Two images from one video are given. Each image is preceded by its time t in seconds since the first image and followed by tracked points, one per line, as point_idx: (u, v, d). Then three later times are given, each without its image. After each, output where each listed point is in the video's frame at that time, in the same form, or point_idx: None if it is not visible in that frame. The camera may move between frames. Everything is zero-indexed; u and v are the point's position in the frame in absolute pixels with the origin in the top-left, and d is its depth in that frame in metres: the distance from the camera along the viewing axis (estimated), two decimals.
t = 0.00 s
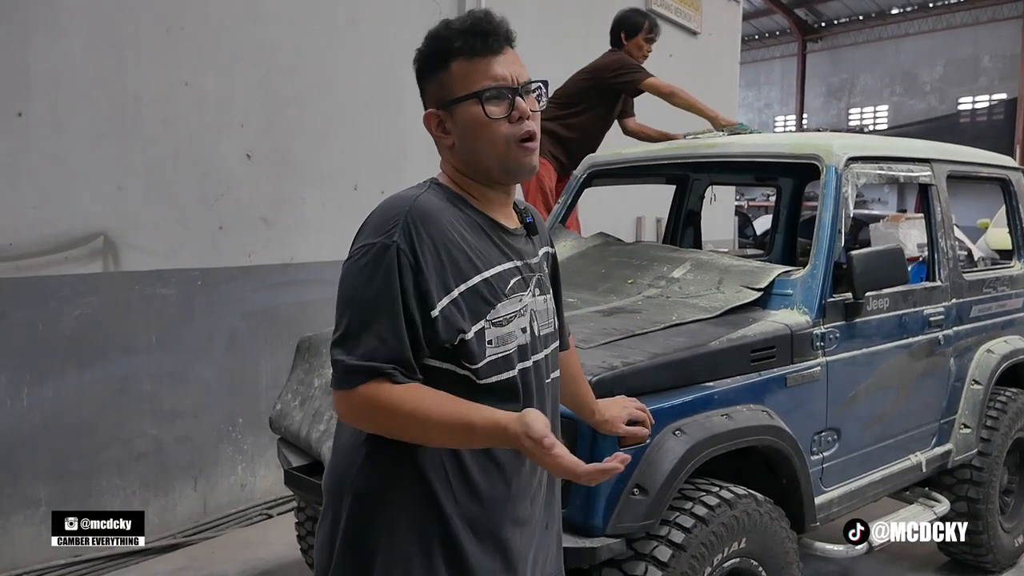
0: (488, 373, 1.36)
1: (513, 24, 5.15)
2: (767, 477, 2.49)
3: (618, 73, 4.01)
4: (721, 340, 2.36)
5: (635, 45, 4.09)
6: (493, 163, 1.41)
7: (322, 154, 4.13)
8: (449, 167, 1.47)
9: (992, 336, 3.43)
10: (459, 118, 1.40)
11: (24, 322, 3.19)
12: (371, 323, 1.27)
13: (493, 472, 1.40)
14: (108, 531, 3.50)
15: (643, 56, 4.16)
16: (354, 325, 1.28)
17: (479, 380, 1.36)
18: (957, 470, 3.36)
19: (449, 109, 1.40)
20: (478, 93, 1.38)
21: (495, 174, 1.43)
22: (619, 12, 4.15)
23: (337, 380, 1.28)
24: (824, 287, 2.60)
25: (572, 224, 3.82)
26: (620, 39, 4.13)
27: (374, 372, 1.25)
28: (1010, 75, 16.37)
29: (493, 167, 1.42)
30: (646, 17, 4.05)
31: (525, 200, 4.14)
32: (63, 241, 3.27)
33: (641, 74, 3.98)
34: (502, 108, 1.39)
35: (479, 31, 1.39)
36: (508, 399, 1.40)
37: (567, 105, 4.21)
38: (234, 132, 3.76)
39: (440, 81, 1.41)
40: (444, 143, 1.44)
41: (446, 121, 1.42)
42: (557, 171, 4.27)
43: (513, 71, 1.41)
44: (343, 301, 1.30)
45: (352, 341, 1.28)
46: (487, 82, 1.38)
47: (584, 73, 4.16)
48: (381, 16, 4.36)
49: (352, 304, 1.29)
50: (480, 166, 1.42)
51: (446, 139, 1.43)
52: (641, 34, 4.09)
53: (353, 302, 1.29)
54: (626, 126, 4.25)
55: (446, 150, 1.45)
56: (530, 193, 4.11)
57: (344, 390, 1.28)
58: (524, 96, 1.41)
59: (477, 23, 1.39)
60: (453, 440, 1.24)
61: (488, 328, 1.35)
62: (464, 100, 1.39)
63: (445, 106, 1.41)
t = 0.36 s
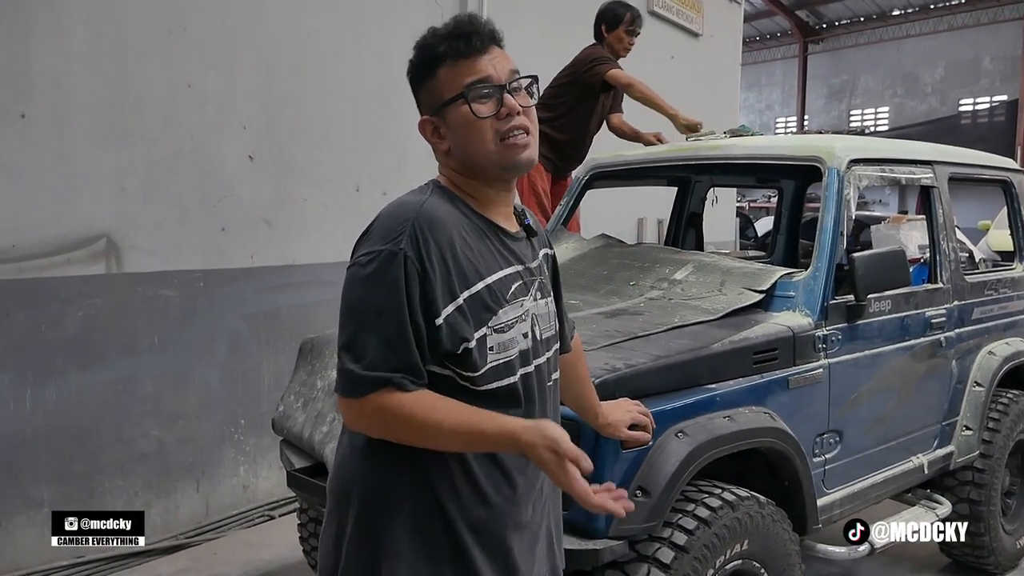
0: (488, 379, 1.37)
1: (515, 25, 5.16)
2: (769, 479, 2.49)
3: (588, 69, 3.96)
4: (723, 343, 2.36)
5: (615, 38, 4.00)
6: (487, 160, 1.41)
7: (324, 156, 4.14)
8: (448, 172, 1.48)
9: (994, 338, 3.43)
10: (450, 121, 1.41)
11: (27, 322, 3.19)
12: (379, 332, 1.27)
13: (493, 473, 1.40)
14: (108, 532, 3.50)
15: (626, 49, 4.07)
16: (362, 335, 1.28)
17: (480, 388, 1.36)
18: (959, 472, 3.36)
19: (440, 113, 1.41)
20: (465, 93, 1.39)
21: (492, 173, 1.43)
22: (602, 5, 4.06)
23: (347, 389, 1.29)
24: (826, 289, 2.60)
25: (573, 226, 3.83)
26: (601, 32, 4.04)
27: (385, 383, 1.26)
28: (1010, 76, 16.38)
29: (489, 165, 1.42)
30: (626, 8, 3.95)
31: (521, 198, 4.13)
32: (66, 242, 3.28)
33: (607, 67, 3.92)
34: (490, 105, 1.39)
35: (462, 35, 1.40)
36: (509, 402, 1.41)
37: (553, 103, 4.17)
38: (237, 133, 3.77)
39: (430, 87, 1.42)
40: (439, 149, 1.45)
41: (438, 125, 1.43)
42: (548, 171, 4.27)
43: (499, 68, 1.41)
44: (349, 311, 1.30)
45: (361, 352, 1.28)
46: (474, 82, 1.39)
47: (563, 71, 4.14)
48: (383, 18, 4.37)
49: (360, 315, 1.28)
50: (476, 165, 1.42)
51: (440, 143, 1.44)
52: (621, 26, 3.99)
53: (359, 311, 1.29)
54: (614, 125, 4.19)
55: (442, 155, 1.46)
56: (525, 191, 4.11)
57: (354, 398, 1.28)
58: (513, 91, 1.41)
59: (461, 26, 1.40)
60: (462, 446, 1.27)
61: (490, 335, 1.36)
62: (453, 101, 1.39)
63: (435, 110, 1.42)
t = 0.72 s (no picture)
0: (485, 376, 1.37)
1: (517, 27, 5.16)
2: (773, 479, 2.50)
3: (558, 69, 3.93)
4: (727, 343, 2.36)
5: (598, 37, 3.91)
6: (478, 164, 1.42)
7: (327, 157, 4.14)
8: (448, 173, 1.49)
9: (996, 339, 3.43)
10: (445, 121, 1.42)
11: (30, 323, 3.20)
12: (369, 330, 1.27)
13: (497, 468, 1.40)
14: (109, 532, 3.50)
15: (611, 47, 3.96)
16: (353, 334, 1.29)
17: (475, 383, 1.36)
18: (962, 473, 3.36)
19: (436, 113, 1.42)
20: (459, 95, 1.39)
21: (487, 176, 1.43)
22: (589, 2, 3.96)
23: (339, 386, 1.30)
24: (829, 290, 2.60)
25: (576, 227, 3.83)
26: (585, 31, 3.96)
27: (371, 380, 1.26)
28: (1012, 77, 16.37)
29: (480, 170, 1.42)
30: (607, 5, 3.83)
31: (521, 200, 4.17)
32: (69, 243, 3.29)
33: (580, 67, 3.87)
34: (484, 107, 1.39)
35: (459, 36, 1.40)
36: (512, 397, 1.41)
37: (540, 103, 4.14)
38: (239, 135, 3.77)
39: (430, 88, 1.43)
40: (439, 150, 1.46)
41: (436, 125, 1.45)
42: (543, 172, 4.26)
43: (495, 68, 1.41)
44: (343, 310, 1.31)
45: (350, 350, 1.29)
46: (468, 83, 1.39)
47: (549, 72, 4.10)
48: (386, 18, 4.37)
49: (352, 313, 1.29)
50: (468, 169, 1.43)
51: (437, 142, 1.46)
52: (604, 25, 3.88)
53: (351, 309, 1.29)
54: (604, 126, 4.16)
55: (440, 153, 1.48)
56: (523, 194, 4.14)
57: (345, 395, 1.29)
58: (508, 92, 1.40)
59: (458, 28, 1.41)
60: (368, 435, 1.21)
61: (486, 330, 1.36)
62: (448, 103, 1.40)
63: (432, 110, 1.43)
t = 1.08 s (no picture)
0: (482, 375, 1.37)
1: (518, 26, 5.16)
2: (775, 478, 2.50)
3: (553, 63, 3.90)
4: (728, 342, 2.37)
5: (598, 32, 3.89)
6: (526, 159, 1.44)
7: (328, 156, 4.15)
8: (469, 162, 1.46)
9: (998, 338, 3.44)
10: (496, 112, 1.42)
11: (32, 322, 3.20)
12: (371, 331, 1.27)
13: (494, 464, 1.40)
14: (108, 531, 3.50)
15: (610, 43, 3.94)
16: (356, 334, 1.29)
17: (471, 382, 1.36)
18: (963, 472, 3.37)
19: (488, 99, 1.42)
20: (523, 88, 1.43)
21: (519, 172, 1.45)
22: None
23: (342, 385, 1.30)
24: (830, 288, 2.61)
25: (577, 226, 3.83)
26: (585, 27, 3.94)
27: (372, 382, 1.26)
28: (1013, 76, 16.37)
29: (527, 164, 1.44)
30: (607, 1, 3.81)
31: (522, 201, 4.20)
32: (71, 243, 3.29)
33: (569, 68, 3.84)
34: (541, 107, 1.45)
35: (515, 33, 1.44)
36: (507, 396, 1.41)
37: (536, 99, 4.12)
38: (241, 134, 3.78)
39: (479, 73, 1.42)
40: (472, 136, 1.43)
41: (478, 114, 1.43)
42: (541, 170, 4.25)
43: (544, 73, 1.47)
44: (343, 311, 1.31)
45: (354, 350, 1.29)
46: (531, 80, 1.44)
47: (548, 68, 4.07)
48: (387, 18, 4.38)
49: (352, 313, 1.29)
50: (512, 162, 1.44)
51: (476, 132, 1.43)
52: (604, 20, 3.86)
53: (350, 310, 1.30)
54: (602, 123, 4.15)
55: (471, 144, 1.45)
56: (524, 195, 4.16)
57: (347, 395, 1.29)
58: (556, 100, 1.48)
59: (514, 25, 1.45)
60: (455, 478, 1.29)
61: (486, 332, 1.36)
62: (509, 94, 1.42)
63: (481, 99, 1.42)
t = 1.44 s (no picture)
0: (496, 367, 1.39)
1: (520, 26, 5.16)
2: (777, 478, 2.50)
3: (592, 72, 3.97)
4: (731, 342, 2.36)
5: (625, 39, 4.01)
6: (533, 169, 1.51)
7: (330, 156, 4.15)
8: (480, 158, 1.48)
9: (1000, 338, 3.43)
10: (522, 117, 1.47)
11: (33, 321, 3.19)
12: (411, 325, 1.26)
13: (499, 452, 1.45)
14: (109, 531, 3.49)
15: (632, 50, 4.08)
16: (396, 329, 1.26)
17: (485, 376, 1.38)
18: (966, 472, 3.36)
19: (517, 104, 1.46)
20: (543, 104, 1.50)
21: (520, 180, 1.51)
22: (607, 7, 4.06)
23: (383, 383, 1.27)
24: (834, 287, 2.60)
25: (579, 226, 3.83)
26: (609, 33, 4.04)
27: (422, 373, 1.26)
28: (1015, 77, 16.37)
29: (533, 174, 1.52)
30: (633, 10, 3.96)
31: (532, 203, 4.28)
32: (72, 242, 3.28)
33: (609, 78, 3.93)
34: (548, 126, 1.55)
35: (533, 51, 1.53)
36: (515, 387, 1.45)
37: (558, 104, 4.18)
38: (243, 134, 3.78)
39: (512, 78, 1.47)
40: (495, 133, 1.46)
41: (505, 115, 1.45)
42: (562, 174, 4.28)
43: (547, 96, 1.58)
44: (375, 308, 1.28)
45: (393, 346, 1.26)
46: (548, 101, 1.53)
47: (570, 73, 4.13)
48: (390, 18, 4.38)
49: (387, 309, 1.27)
50: (520, 170, 1.50)
51: (500, 130, 1.45)
52: (628, 28, 4.00)
53: (381, 306, 1.27)
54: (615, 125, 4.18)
55: (491, 141, 1.46)
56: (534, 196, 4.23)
57: (392, 392, 1.27)
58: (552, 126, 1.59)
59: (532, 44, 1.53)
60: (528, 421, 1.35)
61: (499, 325, 1.39)
62: (534, 104, 1.48)
63: (510, 101, 1.46)
